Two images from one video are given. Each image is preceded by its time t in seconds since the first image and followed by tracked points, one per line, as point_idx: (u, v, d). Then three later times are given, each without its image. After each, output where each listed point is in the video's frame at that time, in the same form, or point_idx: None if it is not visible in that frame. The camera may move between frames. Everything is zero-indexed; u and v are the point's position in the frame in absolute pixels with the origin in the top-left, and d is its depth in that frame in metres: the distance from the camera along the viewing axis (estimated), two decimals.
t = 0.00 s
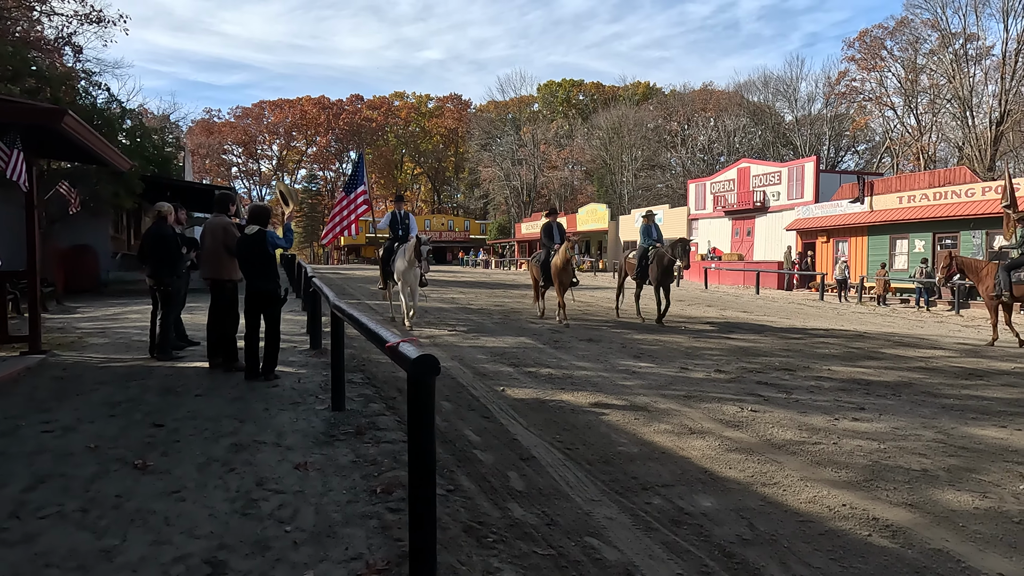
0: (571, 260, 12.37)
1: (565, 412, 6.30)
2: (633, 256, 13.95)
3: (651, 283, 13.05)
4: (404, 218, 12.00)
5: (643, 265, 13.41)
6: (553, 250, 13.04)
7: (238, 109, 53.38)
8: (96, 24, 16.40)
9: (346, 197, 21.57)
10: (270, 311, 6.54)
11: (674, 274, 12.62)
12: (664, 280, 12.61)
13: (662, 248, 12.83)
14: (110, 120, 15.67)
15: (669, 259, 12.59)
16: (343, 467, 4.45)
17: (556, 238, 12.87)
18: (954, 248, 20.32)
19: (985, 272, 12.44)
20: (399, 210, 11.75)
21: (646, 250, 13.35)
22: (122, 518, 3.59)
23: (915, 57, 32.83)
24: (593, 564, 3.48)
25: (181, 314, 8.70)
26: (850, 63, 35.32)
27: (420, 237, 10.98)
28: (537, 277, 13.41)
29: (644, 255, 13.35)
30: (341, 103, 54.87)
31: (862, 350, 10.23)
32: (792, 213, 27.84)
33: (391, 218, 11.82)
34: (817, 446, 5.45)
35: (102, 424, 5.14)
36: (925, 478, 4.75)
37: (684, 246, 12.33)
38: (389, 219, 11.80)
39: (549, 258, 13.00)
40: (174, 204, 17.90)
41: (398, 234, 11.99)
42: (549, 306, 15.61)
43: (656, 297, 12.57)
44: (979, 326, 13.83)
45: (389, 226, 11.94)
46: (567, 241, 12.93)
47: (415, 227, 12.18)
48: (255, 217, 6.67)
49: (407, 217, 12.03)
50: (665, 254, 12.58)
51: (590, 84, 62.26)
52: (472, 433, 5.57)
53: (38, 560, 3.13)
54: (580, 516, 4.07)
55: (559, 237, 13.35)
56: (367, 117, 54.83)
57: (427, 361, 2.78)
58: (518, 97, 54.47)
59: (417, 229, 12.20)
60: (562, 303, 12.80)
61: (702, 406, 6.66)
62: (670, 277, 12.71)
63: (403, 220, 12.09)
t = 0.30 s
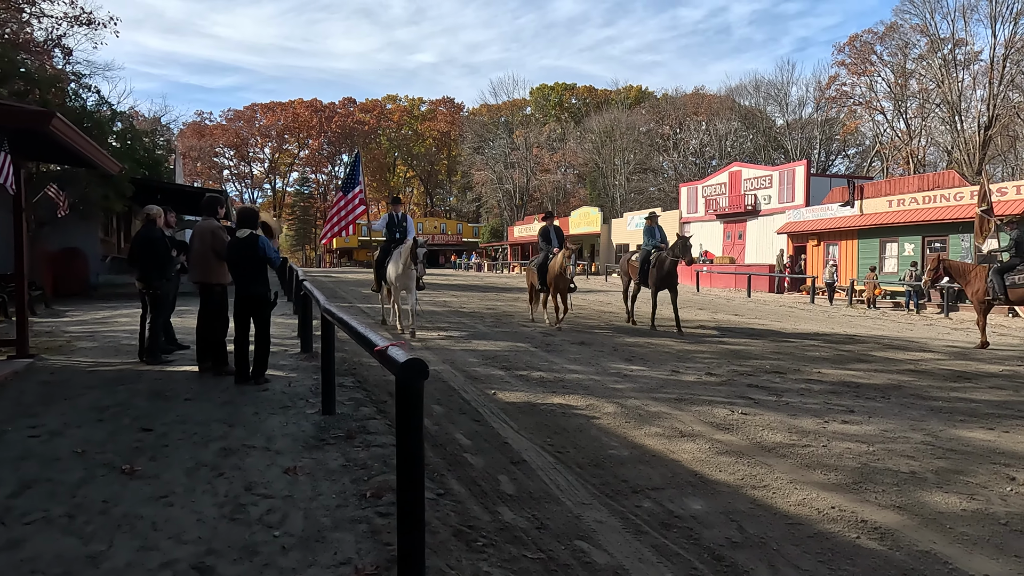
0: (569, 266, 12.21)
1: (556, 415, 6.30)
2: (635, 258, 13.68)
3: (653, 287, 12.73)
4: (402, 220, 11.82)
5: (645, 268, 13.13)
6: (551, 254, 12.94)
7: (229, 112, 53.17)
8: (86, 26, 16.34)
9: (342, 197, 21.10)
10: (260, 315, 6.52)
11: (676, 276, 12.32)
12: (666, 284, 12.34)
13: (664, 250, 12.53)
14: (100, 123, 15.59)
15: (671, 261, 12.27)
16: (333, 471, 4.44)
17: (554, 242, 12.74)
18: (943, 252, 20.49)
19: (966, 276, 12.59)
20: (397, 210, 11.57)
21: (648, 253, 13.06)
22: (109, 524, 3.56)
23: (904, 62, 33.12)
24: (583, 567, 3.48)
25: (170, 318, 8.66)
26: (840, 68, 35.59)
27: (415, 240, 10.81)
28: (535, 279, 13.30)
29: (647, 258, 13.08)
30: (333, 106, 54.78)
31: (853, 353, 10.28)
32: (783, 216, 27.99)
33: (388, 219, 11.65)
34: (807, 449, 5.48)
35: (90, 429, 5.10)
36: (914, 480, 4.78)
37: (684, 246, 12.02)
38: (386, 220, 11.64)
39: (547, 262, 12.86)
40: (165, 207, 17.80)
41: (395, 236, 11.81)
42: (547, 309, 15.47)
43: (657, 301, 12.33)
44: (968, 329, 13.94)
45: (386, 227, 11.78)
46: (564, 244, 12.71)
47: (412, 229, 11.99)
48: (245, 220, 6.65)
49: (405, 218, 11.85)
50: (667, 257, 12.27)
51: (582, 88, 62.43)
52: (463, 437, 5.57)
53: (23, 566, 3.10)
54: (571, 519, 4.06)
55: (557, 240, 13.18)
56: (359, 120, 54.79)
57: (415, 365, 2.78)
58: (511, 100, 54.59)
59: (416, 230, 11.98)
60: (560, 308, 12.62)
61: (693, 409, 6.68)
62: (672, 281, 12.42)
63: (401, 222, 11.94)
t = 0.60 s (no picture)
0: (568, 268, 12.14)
1: (548, 418, 6.31)
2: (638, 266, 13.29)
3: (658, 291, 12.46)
4: (399, 223, 11.70)
5: (647, 273, 12.95)
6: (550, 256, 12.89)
7: (221, 114, 52.94)
8: (76, 28, 16.26)
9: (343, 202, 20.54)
10: (249, 318, 6.48)
11: (681, 280, 12.23)
12: (671, 287, 12.24)
13: (668, 254, 12.45)
14: (90, 125, 15.51)
15: (676, 265, 12.19)
16: (324, 474, 4.43)
17: (553, 244, 12.66)
18: (933, 255, 20.66)
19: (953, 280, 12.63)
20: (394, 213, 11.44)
21: (652, 257, 12.85)
22: (96, 529, 3.53)
23: (894, 67, 33.38)
24: (573, 570, 3.48)
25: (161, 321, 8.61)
26: (831, 72, 35.84)
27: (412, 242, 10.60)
28: (534, 281, 13.23)
29: (649, 263, 12.94)
30: (326, 109, 54.67)
31: (843, 355, 10.35)
32: (774, 219, 28.14)
33: (384, 222, 11.50)
34: (797, 451, 5.50)
35: (78, 433, 5.07)
36: (903, 482, 4.81)
37: (690, 249, 11.97)
38: (383, 223, 11.50)
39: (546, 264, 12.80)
40: (155, 209, 17.71)
41: (391, 239, 11.66)
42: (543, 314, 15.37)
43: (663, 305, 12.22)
44: (956, 331, 14.07)
45: (382, 230, 11.63)
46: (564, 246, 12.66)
47: (410, 232, 11.87)
48: (235, 223, 6.62)
49: (402, 221, 11.72)
50: (673, 260, 12.18)
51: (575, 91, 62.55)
52: (454, 440, 5.57)
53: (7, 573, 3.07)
54: (562, 522, 4.07)
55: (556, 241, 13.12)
56: (352, 123, 54.74)
57: (405, 367, 2.79)
58: (504, 103, 54.71)
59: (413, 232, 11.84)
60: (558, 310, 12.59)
61: (684, 411, 6.70)
62: (677, 284, 12.32)
63: (397, 225, 11.77)
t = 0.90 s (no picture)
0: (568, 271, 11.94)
1: (540, 421, 6.32)
2: (641, 267, 13.21)
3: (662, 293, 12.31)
4: (393, 226, 11.57)
5: (652, 275, 12.68)
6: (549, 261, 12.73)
7: (213, 116, 52.76)
8: (67, 30, 16.20)
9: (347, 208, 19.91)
10: (240, 321, 6.45)
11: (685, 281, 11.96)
12: (675, 289, 11.98)
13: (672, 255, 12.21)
14: (81, 127, 15.45)
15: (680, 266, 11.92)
16: (315, 478, 4.41)
17: (553, 247, 12.57)
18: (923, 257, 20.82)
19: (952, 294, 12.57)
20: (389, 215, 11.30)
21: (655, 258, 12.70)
22: (85, 534, 3.50)
23: (884, 71, 33.65)
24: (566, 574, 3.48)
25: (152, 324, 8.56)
26: (821, 76, 36.12)
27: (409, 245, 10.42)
28: (534, 286, 13.05)
29: (653, 265, 12.70)
30: (319, 111, 54.62)
31: (834, 357, 10.40)
32: (766, 222, 28.29)
33: (379, 224, 11.34)
34: (788, 453, 5.53)
35: (68, 438, 5.03)
36: (893, 484, 4.84)
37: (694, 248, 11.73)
38: (377, 225, 11.34)
39: (547, 268, 12.64)
40: (147, 211, 17.64)
41: (386, 242, 11.50)
42: (538, 318, 15.27)
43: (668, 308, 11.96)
44: (946, 333, 14.17)
45: (377, 233, 11.46)
46: (564, 250, 12.52)
47: (405, 235, 11.74)
48: (225, 225, 6.58)
49: (396, 224, 11.59)
50: (677, 261, 11.93)
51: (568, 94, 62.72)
52: (446, 443, 5.56)
53: None
54: (554, 525, 4.07)
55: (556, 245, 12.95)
56: (344, 126, 54.71)
57: (396, 371, 2.79)
58: (497, 106, 54.85)
59: (407, 236, 11.71)
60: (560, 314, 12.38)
61: (677, 414, 6.72)
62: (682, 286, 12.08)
63: (392, 227, 11.60)
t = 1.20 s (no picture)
0: (569, 275, 11.75)
1: (533, 423, 6.31)
2: (643, 270, 13.05)
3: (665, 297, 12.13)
4: (390, 226, 11.38)
5: (655, 279, 12.50)
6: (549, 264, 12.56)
7: (205, 118, 52.48)
8: (57, 31, 16.10)
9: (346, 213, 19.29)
10: (232, 324, 6.41)
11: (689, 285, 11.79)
12: (679, 293, 11.82)
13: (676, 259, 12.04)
14: (71, 129, 15.35)
15: (685, 269, 11.74)
16: (307, 482, 4.39)
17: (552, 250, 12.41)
18: (914, 260, 20.97)
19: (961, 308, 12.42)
20: (386, 216, 11.11)
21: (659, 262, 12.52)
22: (74, 539, 3.47)
23: (874, 74, 33.90)
24: None
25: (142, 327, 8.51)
26: (813, 79, 36.36)
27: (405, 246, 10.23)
28: (533, 289, 12.85)
29: (656, 269, 12.54)
30: (311, 114, 54.50)
31: (826, 359, 10.45)
32: (758, 225, 28.42)
33: (375, 226, 11.15)
34: (780, 455, 5.55)
35: (57, 441, 4.99)
36: (884, 485, 4.87)
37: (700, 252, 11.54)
38: (373, 226, 11.14)
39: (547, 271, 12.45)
40: (138, 214, 17.54)
41: (382, 243, 11.32)
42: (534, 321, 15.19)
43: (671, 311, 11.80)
44: (937, 336, 14.26)
45: (373, 235, 11.28)
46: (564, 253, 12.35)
47: (401, 235, 11.57)
48: (216, 228, 6.55)
49: (393, 224, 11.42)
50: (682, 264, 11.76)
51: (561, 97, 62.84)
52: (439, 446, 5.56)
53: None
54: (547, 528, 4.07)
55: (555, 248, 12.77)
56: (337, 128, 54.59)
57: (388, 374, 2.78)
58: (490, 109, 54.95)
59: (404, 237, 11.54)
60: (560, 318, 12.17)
61: (669, 416, 6.74)
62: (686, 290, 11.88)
63: (388, 229, 11.43)
